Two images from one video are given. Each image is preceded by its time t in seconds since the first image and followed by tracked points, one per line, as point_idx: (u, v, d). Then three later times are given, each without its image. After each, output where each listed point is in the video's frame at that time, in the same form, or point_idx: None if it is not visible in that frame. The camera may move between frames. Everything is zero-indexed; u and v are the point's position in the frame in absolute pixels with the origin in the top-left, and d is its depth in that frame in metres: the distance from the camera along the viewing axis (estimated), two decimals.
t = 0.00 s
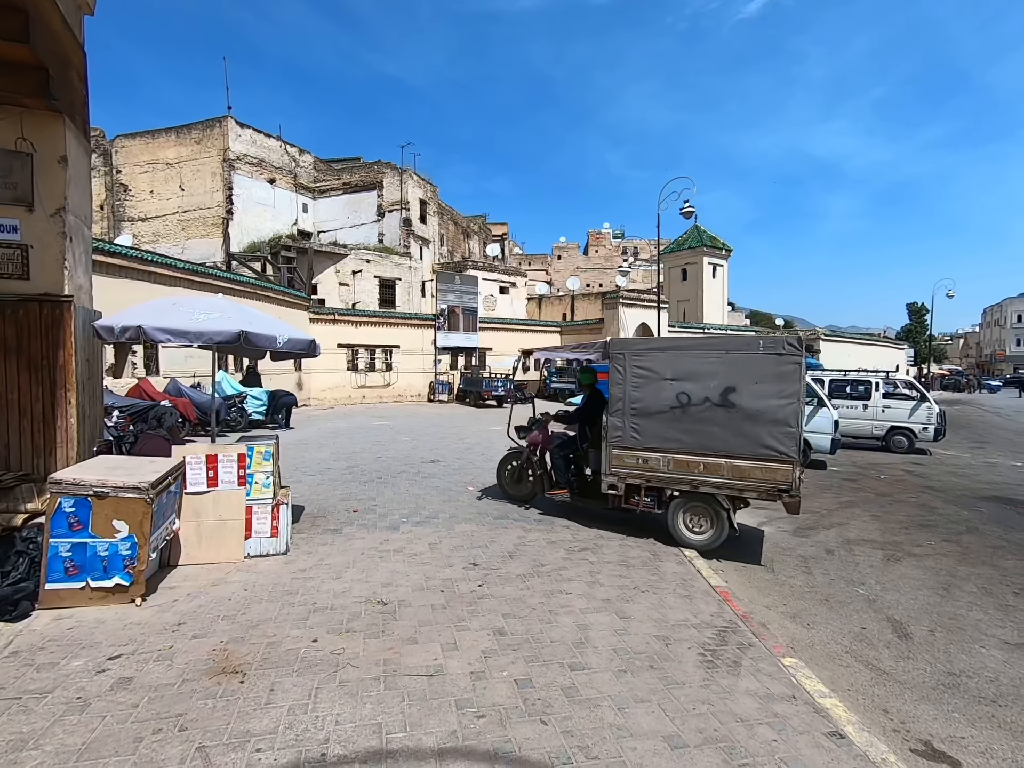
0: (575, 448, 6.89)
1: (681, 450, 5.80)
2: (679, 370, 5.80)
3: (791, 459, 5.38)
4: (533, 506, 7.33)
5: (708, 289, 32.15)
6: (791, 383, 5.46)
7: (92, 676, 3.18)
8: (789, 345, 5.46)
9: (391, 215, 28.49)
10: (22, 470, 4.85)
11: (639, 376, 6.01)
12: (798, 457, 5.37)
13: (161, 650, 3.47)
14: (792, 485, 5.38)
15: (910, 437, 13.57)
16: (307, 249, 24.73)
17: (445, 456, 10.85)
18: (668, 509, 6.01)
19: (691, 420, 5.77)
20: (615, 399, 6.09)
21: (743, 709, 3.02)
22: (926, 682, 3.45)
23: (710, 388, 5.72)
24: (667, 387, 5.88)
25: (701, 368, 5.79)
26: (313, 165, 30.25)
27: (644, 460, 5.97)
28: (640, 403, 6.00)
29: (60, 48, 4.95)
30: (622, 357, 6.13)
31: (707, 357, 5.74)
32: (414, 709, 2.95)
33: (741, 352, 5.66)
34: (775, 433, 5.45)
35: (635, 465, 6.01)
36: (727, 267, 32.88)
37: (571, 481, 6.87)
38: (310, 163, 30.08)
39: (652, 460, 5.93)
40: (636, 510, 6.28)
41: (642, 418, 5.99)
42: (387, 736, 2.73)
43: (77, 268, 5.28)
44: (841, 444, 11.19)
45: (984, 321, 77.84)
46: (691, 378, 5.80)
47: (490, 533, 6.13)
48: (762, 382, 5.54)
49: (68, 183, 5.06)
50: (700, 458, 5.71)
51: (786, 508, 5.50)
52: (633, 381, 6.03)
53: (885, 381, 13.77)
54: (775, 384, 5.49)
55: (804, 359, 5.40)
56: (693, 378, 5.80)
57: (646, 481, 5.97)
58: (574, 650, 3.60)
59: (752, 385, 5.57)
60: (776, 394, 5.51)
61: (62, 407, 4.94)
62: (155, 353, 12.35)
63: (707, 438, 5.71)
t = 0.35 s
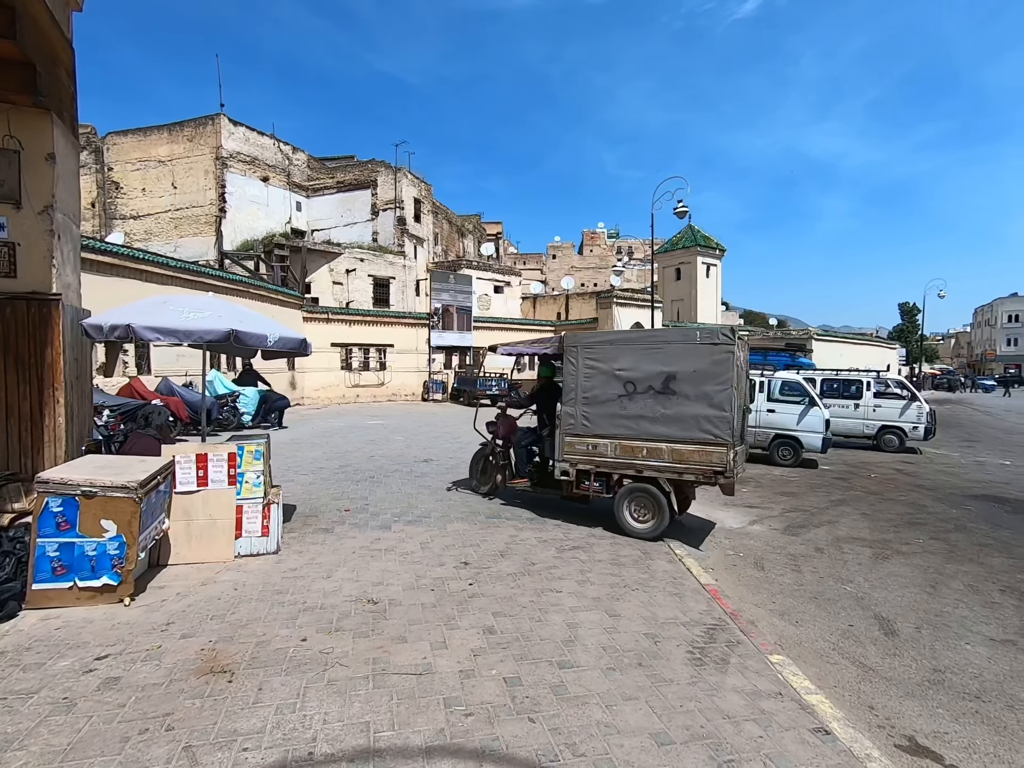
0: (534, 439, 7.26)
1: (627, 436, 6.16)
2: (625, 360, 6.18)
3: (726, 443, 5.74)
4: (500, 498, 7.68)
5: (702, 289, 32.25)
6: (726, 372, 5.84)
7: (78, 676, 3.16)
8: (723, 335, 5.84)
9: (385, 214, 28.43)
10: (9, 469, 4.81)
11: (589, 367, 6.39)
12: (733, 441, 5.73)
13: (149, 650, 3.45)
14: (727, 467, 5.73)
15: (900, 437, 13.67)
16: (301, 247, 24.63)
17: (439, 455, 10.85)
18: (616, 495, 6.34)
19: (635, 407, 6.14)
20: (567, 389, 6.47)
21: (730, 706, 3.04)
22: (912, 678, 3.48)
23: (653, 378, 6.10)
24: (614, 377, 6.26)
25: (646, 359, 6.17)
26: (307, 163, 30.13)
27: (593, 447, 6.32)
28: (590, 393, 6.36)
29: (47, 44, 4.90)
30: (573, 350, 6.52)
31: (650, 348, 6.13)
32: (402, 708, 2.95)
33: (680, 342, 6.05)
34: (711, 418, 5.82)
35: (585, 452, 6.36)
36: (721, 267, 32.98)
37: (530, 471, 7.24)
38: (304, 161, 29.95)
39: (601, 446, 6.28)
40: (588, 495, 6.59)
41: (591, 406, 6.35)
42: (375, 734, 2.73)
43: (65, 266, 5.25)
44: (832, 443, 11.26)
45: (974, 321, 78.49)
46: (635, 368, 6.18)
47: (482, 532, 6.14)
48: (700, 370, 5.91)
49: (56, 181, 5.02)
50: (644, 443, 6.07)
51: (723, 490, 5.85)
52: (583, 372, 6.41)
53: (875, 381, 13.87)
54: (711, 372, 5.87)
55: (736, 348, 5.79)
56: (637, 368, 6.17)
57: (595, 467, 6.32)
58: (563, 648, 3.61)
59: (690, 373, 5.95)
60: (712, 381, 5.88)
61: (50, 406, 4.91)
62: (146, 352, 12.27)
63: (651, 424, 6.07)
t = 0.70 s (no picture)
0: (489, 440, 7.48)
1: (569, 444, 6.31)
2: (562, 370, 6.32)
3: (660, 451, 5.84)
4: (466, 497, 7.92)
5: (682, 290, 32.58)
6: (659, 380, 5.94)
7: (47, 686, 3.08)
8: (652, 344, 5.94)
9: (366, 215, 28.24)
10: None
11: (530, 377, 6.55)
12: (667, 448, 5.82)
13: (121, 658, 3.38)
14: (663, 474, 5.83)
15: (874, 435, 13.96)
16: (279, 248, 24.32)
17: (420, 457, 10.81)
18: (564, 498, 6.55)
19: (575, 415, 6.28)
20: (510, 399, 6.65)
21: (706, 701, 3.08)
22: (882, 670, 3.57)
23: (590, 387, 6.23)
24: (554, 386, 6.41)
25: (582, 368, 6.29)
26: (286, 163, 29.81)
27: (539, 455, 6.49)
28: (533, 402, 6.53)
29: (14, 40, 4.79)
30: (516, 359, 6.67)
31: (585, 358, 6.27)
32: (381, 711, 2.93)
33: (614, 351, 6.15)
34: (646, 426, 5.92)
35: (532, 460, 6.54)
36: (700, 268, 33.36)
37: (488, 471, 7.46)
38: (283, 161, 29.63)
39: (546, 455, 6.45)
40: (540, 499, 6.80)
41: (534, 416, 6.52)
42: (353, 738, 2.72)
43: (33, 267, 5.13)
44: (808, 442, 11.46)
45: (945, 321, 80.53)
46: (574, 378, 6.31)
47: (463, 533, 6.13)
48: (633, 379, 6.01)
49: (24, 180, 4.91)
50: (585, 451, 6.21)
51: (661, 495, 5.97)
52: (525, 381, 6.57)
53: (850, 380, 14.15)
54: (643, 381, 5.97)
55: (665, 356, 5.88)
56: (575, 377, 6.31)
57: (542, 474, 6.49)
58: (542, 648, 3.62)
59: (624, 382, 6.05)
60: (646, 389, 5.98)
61: (19, 410, 4.79)
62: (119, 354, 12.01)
63: (590, 433, 6.20)
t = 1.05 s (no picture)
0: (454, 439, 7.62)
1: (529, 439, 6.51)
2: (522, 368, 6.52)
3: (611, 444, 6.03)
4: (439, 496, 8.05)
5: (660, 293, 32.95)
6: (610, 377, 6.13)
7: (17, 706, 2.99)
8: (604, 342, 6.13)
9: (343, 219, 28.05)
10: None
11: (493, 374, 6.75)
12: (616, 442, 6.02)
13: (95, 675, 3.29)
14: (614, 466, 6.04)
15: (848, 433, 14.26)
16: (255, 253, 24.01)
17: (402, 462, 10.75)
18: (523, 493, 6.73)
19: (534, 411, 6.48)
20: (475, 396, 6.86)
21: (690, 698, 3.11)
22: (859, 662, 3.65)
23: (548, 384, 6.42)
24: (514, 383, 6.61)
25: (541, 366, 6.49)
26: (261, 167, 29.48)
27: (501, 450, 6.70)
28: (496, 399, 6.74)
29: None
30: (480, 358, 6.87)
31: (543, 356, 6.47)
32: (366, 719, 2.91)
33: (570, 349, 6.36)
34: (598, 421, 6.11)
35: (495, 454, 6.74)
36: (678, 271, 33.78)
37: (454, 470, 7.59)
38: (258, 165, 29.30)
39: (507, 450, 6.65)
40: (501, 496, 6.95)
41: (497, 412, 6.73)
42: (337, 748, 2.69)
43: None
44: (784, 440, 11.67)
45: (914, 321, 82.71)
46: (533, 375, 6.51)
47: (446, 538, 6.11)
48: (586, 376, 6.21)
49: None
50: (543, 446, 6.41)
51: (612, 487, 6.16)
52: (489, 379, 6.77)
53: (824, 380, 14.44)
54: (596, 377, 6.16)
55: (616, 354, 6.08)
56: (534, 375, 6.51)
57: (503, 468, 6.69)
58: (527, 651, 3.62)
59: (579, 379, 6.24)
60: (599, 386, 6.17)
61: None
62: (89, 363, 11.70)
63: (548, 428, 6.40)
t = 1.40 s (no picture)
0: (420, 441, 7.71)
1: (480, 444, 6.62)
2: (470, 375, 6.64)
3: (551, 449, 6.08)
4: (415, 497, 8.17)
5: (638, 297, 33.29)
6: (549, 382, 6.17)
7: None
8: (540, 349, 6.18)
9: (320, 224, 27.81)
10: None
11: (447, 382, 6.88)
12: (556, 447, 6.07)
13: (65, 694, 3.18)
14: (556, 470, 6.07)
15: (822, 432, 14.54)
16: (230, 259, 23.62)
17: (382, 469, 10.64)
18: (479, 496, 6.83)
19: (483, 417, 6.59)
20: (431, 404, 7.02)
21: (675, 698, 3.13)
22: (837, 657, 3.71)
23: (494, 391, 6.51)
24: (465, 390, 6.73)
25: (488, 373, 6.58)
26: (235, 172, 29.10)
27: (456, 455, 6.82)
28: (450, 406, 6.87)
29: None
30: (435, 366, 7.02)
31: (488, 363, 6.55)
32: (349, 731, 2.85)
33: (512, 356, 6.43)
34: (539, 426, 6.16)
35: (452, 459, 6.86)
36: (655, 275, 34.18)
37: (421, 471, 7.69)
38: (232, 170, 28.91)
39: (462, 455, 6.77)
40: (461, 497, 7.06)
41: (451, 418, 6.86)
42: (320, 762, 2.63)
43: None
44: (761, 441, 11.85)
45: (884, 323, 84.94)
46: (481, 382, 6.61)
47: (428, 545, 6.05)
48: (526, 382, 6.27)
49: None
50: (493, 451, 6.50)
51: (557, 491, 6.22)
52: (443, 386, 6.91)
53: (799, 381, 14.71)
54: (535, 384, 6.21)
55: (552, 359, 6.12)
56: (481, 382, 6.61)
57: (460, 473, 6.81)
58: (512, 656, 3.60)
59: (520, 385, 6.31)
60: (539, 392, 6.22)
61: None
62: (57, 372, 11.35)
63: (496, 433, 6.49)
